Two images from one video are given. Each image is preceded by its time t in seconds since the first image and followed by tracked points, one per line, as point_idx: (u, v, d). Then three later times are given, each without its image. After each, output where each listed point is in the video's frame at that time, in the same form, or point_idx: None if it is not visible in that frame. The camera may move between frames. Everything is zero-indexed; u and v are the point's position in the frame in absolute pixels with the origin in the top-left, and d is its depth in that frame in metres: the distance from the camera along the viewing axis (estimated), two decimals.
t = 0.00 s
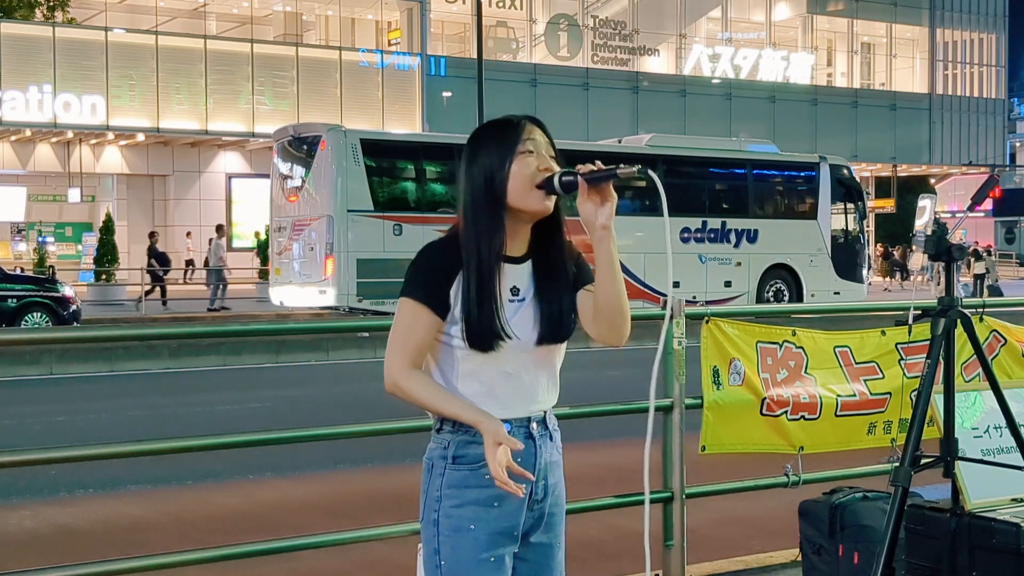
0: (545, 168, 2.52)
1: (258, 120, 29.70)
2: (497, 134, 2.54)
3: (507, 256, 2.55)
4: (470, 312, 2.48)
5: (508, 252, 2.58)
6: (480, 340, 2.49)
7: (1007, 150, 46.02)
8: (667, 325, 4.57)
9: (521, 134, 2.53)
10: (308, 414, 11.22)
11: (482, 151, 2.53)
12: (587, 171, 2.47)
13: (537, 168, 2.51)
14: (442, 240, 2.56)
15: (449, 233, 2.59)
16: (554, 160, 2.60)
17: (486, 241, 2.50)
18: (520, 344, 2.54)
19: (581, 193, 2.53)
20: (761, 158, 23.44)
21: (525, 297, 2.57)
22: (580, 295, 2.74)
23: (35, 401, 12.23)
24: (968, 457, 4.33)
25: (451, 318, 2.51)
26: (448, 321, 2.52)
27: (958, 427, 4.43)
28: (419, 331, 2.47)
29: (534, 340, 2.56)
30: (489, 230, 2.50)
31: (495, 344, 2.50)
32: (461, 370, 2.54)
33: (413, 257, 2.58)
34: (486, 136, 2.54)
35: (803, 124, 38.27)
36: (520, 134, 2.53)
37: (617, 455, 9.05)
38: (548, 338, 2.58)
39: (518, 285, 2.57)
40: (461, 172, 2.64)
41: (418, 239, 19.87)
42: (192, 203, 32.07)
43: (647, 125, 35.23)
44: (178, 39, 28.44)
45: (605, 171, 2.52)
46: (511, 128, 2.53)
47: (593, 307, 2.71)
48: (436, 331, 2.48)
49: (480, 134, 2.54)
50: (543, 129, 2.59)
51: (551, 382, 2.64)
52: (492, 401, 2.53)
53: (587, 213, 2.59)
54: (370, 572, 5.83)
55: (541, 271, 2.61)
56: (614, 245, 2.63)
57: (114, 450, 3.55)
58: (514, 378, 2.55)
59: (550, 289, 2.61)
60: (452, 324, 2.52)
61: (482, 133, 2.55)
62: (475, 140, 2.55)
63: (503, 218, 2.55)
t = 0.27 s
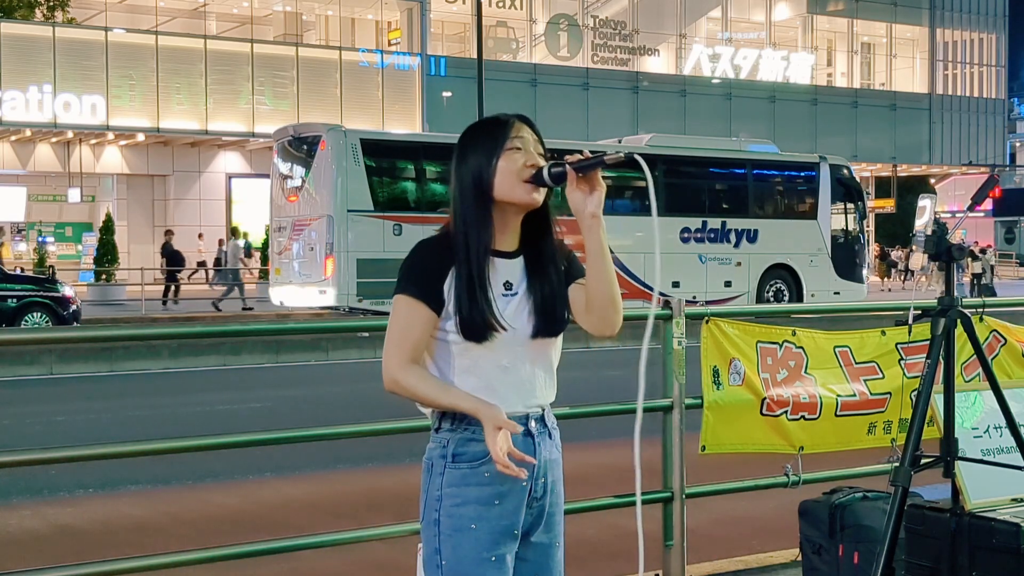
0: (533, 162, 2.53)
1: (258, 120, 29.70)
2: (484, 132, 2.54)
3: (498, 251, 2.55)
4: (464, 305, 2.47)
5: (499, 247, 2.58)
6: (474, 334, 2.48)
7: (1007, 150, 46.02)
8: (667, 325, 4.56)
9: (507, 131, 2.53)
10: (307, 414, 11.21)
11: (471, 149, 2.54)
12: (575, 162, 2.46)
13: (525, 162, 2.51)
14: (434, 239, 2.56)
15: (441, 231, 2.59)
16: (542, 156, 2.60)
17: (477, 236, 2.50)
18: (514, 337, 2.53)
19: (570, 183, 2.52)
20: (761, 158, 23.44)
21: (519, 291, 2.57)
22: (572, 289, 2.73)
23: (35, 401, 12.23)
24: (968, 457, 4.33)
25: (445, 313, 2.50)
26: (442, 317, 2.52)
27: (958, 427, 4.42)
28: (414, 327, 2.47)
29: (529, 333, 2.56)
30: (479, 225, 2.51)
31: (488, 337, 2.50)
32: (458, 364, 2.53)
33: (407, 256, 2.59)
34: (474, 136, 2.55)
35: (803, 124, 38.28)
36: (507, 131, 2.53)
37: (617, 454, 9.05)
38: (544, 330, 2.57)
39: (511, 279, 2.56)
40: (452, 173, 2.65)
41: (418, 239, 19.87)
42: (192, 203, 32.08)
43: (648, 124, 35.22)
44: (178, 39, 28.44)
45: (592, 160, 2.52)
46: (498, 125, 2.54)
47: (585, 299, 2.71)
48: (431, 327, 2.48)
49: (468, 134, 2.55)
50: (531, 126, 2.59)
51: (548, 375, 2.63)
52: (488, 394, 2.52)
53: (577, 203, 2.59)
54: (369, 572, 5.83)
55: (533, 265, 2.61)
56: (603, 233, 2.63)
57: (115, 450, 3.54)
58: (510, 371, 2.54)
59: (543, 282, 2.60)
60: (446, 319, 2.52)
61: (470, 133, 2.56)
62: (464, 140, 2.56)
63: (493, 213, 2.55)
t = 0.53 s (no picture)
0: (526, 164, 2.52)
1: (258, 120, 29.70)
2: (477, 131, 2.54)
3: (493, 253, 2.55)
4: (461, 305, 2.48)
5: (495, 247, 2.58)
6: (471, 334, 2.49)
7: (1007, 150, 46.02)
8: (668, 325, 4.57)
9: (501, 132, 2.53)
10: (308, 414, 11.22)
11: (466, 153, 2.53)
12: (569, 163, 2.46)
13: (519, 163, 2.52)
14: (431, 239, 2.56)
15: (437, 231, 2.59)
16: (537, 154, 2.60)
17: (473, 237, 2.51)
18: (510, 335, 2.54)
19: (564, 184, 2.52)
20: (761, 158, 23.44)
21: (513, 291, 2.57)
22: (567, 288, 2.72)
23: (35, 401, 12.22)
24: (969, 457, 4.33)
25: (443, 312, 2.51)
26: (440, 315, 2.52)
27: (958, 427, 4.43)
28: (414, 325, 2.46)
29: (524, 331, 2.56)
30: (475, 226, 2.51)
31: (485, 336, 2.51)
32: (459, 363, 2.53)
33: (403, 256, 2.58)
34: (467, 137, 2.55)
35: (803, 124, 38.28)
36: (501, 132, 2.53)
37: (617, 455, 9.05)
38: (539, 328, 2.58)
39: (505, 278, 2.57)
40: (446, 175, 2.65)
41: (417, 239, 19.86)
42: (192, 203, 32.08)
43: (647, 124, 35.22)
44: (178, 39, 28.44)
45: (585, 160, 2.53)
46: (494, 127, 2.53)
47: (577, 298, 2.70)
48: (430, 326, 2.47)
49: (461, 136, 2.55)
50: (525, 128, 2.59)
51: (545, 374, 2.63)
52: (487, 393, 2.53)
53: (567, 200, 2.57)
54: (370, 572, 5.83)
55: (529, 265, 2.61)
56: (594, 232, 2.64)
57: (116, 450, 3.55)
58: (508, 370, 2.54)
59: (538, 282, 2.61)
60: (444, 319, 2.52)
61: (464, 135, 2.56)
62: (458, 142, 2.56)
63: (487, 215, 2.55)
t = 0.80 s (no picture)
0: (520, 164, 2.53)
1: (258, 120, 29.70)
2: (469, 133, 2.55)
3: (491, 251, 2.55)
4: (461, 302, 2.48)
5: (492, 247, 2.58)
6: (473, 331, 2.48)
7: (1007, 150, 46.02)
8: (667, 325, 4.56)
9: (495, 133, 2.54)
10: (308, 414, 11.21)
11: (460, 155, 2.54)
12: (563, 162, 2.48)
13: (513, 163, 2.52)
14: (430, 238, 2.56)
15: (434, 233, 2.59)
16: (530, 155, 2.60)
17: (471, 235, 2.50)
18: (512, 333, 2.53)
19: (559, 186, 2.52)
20: (761, 158, 23.44)
21: (512, 290, 2.57)
22: (565, 288, 2.71)
23: (35, 401, 12.22)
24: (968, 457, 4.33)
25: (445, 309, 2.49)
26: (442, 312, 2.50)
27: (958, 428, 4.42)
28: (421, 319, 2.45)
29: (525, 329, 2.56)
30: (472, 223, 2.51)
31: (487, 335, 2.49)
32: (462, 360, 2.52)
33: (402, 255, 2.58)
34: (461, 138, 2.55)
35: (803, 124, 38.28)
36: (495, 132, 2.54)
37: (617, 454, 9.05)
38: (540, 329, 2.58)
39: (504, 278, 2.57)
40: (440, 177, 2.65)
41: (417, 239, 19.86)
42: (192, 203, 32.08)
43: (647, 124, 35.22)
44: (178, 39, 28.44)
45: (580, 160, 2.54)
46: (485, 129, 2.54)
47: (576, 298, 2.68)
48: (434, 324, 2.46)
49: (456, 137, 2.55)
50: (518, 129, 2.61)
51: (545, 374, 2.62)
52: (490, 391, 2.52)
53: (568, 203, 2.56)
54: (369, 572, 5.83)
55: (526, 267, 2.61)
56: (593, 233, 2.65)
57: (116, 450, 3.55)
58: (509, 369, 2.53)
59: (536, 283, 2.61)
60: (446, 316, 2.51)
61: (458, 135, 2.56)
62: (452, 143, 2.56)
63: (482, 216, 2.55)
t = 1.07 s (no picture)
0: (524, 166, 2.50)
1: (258, 120, 29.71)
2: (471, 129, 2.53)
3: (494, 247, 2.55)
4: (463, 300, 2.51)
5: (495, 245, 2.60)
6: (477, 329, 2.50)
7: (1007, 150, 46.03)
8: (667, 325, 4.56)
9: (500, 135, 2.51)
10: (308, 415, 11.21)
11: (461, 153, 2.53)
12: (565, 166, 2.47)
13: (516, 166, 2.50)
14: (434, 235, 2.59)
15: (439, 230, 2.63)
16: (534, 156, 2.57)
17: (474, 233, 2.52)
18: (513, 334, 2.54)
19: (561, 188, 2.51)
20: (761, 158, 23.44)
21: (516, 288, 2.59)
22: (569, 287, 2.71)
23: (35, 401, 12.22)
24: (969, 457, 4.33)
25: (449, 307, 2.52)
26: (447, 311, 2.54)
27: (958, 428, 4.42)
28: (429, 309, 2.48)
29: (529, 325, 2.57)
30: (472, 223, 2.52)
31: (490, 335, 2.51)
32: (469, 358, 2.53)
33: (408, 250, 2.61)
34: (463, 134, 2.53)
35: (803, 124, 38.28)
36: (500, 134, 2.51)
37: (617, 455, 9.05)
38: (544, 326, 2.59)
39: (508, 277, 2.60)
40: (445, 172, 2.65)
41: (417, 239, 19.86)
42: (192, 203, 32.09)
43: (647, 124, 35.24)
44: (178, 39, 28.44)
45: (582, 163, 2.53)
46: (491, 129, 2.51)
47: (579, 297, 2.68)
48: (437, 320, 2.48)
49: (459, 134, 2.54)
50: (522, 127, 2.58)
51: (547, 371, 2.62)
52: (492, 390, 2.52)
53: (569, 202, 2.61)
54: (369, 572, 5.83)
55: (531, 267, 2.63)
56: (594, 232, 2.65)
57: (116, 449, 3.55)
58: (514, 366, 2.55)
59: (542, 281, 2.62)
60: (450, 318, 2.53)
61: (461, 132, 2.55)
62: (455, 140, 2.55)
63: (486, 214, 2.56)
